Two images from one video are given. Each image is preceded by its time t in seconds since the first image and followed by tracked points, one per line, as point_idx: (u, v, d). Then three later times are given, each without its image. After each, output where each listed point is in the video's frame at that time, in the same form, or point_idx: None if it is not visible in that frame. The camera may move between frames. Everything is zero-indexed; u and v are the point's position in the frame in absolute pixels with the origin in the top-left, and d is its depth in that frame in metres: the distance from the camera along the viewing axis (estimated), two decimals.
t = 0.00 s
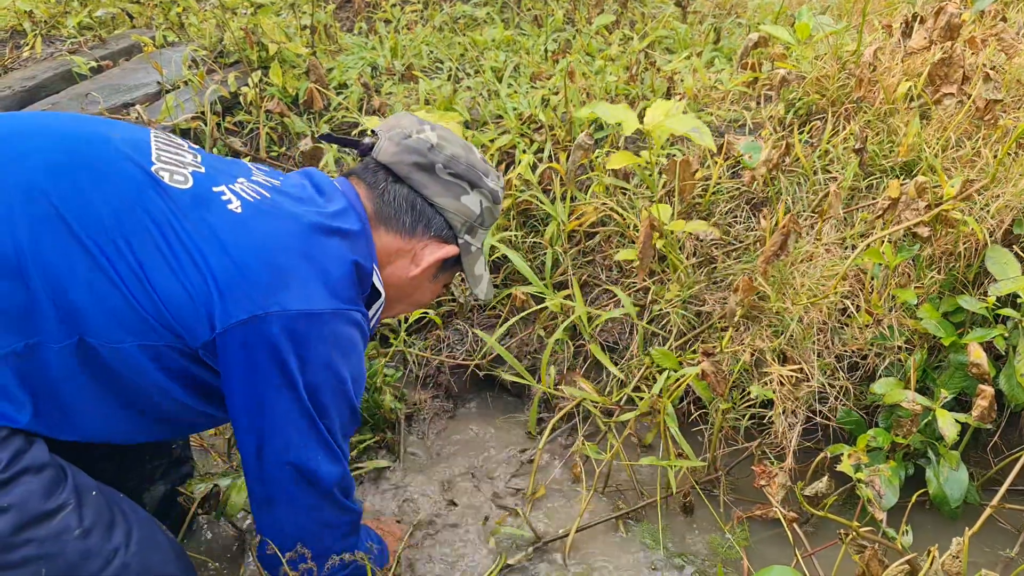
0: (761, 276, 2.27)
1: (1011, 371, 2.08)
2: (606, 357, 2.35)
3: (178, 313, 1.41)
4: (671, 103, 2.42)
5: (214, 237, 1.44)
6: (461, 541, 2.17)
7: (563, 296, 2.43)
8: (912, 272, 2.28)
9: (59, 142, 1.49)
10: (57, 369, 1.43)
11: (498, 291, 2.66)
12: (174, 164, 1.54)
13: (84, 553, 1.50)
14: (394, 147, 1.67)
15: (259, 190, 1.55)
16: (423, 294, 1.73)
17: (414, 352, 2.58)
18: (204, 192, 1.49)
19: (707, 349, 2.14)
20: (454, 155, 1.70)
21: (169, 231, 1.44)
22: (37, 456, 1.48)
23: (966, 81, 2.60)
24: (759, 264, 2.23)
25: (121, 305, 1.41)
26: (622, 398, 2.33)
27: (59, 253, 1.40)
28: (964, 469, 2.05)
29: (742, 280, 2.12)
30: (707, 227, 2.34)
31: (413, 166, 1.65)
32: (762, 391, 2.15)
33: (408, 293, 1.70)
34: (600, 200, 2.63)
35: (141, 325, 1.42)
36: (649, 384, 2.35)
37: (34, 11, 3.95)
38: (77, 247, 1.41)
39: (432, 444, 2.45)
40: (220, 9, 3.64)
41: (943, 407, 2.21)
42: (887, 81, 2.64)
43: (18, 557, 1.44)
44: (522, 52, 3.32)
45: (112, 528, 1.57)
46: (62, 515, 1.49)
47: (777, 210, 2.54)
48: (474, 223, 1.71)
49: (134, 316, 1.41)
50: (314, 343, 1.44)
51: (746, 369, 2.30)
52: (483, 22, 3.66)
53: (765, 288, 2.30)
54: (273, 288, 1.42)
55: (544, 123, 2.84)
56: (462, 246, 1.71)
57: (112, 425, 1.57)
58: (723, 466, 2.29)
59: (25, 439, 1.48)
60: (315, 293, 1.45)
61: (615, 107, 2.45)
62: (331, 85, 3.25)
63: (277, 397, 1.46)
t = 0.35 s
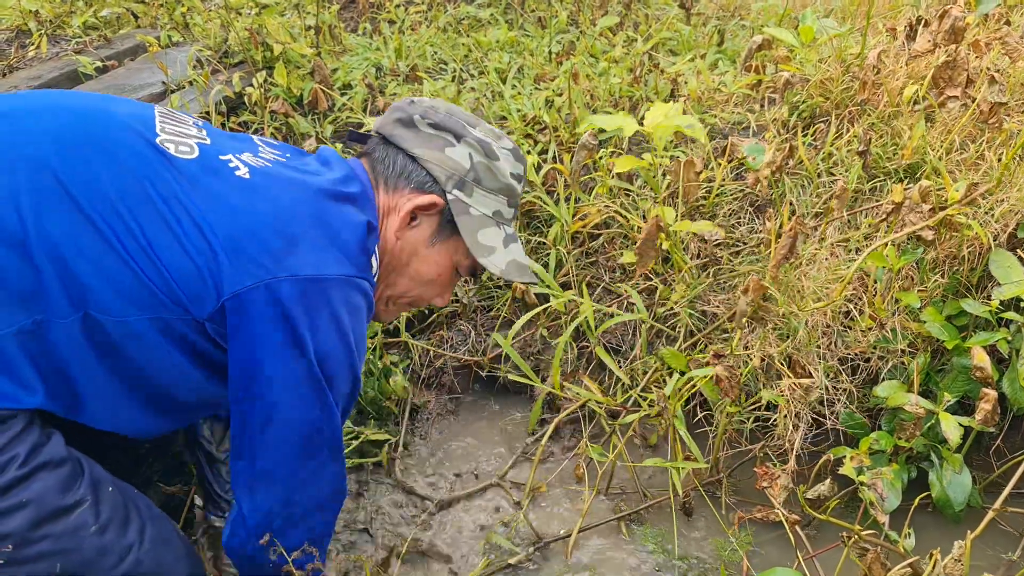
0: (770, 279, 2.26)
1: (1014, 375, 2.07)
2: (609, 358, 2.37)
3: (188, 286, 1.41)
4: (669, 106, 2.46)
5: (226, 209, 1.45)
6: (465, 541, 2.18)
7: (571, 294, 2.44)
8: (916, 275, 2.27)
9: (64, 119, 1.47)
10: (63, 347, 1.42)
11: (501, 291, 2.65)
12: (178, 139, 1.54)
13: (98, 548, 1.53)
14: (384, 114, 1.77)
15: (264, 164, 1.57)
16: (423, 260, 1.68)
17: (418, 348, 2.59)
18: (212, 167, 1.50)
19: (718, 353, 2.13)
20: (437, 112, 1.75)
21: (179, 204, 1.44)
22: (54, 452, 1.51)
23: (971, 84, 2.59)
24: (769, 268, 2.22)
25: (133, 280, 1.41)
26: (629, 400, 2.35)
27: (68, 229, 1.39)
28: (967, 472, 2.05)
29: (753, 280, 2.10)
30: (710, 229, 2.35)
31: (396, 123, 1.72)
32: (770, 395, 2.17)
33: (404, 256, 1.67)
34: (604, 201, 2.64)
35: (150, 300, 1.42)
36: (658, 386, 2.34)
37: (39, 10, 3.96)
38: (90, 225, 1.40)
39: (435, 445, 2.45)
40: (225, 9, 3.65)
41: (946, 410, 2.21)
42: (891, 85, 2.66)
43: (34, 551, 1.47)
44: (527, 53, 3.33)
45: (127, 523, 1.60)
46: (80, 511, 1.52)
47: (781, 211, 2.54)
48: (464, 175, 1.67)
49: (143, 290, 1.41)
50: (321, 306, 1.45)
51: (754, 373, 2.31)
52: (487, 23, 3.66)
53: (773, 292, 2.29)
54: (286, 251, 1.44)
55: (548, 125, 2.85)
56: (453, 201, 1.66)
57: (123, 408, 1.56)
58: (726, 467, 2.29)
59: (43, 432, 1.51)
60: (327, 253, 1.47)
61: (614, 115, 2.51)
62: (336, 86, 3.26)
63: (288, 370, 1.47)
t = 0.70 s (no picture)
0: (771, 278, 2.25)
1: (1015, 376, 2.08)
2: (610, 357, 2.38)
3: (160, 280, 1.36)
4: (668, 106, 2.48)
5: (200, 204, 1.37)
6: (466, 540, 2.19)
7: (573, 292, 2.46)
8: (916, 276, 2.28)
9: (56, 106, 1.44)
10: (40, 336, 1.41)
11: (503, 291, 2.66)
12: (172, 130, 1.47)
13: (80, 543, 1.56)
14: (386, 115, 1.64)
15: (259, 157, 1.48)
16: (434, 270, 1.60)
17: (420, 348, 2.59)
18: (199, 158, 1.43)
19: (718, 353, 2.14)
20: (443, 110, 1.61)
21: (157, 198, 1.38)
22: (43, 446, 1.49)
23: (972, 86, 2.60)
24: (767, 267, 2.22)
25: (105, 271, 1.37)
26: (630, 400, 2.36)
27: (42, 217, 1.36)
28: (967, 473, 2.06)
29: (752, 280, 2.09)
30: (713, 229, 2.37)
31: (399, 125, 1.59)
32: (771, 395, 2.19)
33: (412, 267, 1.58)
34: (606, 202, 2.65)
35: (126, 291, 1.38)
36: (660, 386, 2.35)
37: (43, 10, 3.98)
38: (65, 214, 1.36)
39: (437, 444, 2.46)
40: (229, 9, 3.67)
41: (946, 411, 2.21)
42: (892, 86, 2.66)
43: (16, 543, 1.48)
44: (529, 54, 3.34)
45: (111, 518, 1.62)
46: (64, 506, 1.53)
47: (782, 212, 2.55)
48: (474, 180, 1.56)
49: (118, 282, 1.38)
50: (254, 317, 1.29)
51: (755, 373, 2.31)
52: (489, 24, 3.67)
53: (774, 292, 2.27)
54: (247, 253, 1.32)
55: (550, 125, 2.86)
56: (464, 210, 1.56)
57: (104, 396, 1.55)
58: (727, 467, 2.30)
59: (32, 425, 1.49)
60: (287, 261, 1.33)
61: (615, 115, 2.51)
62: (339, 86, 3.27)
63: (215, 404, 1.26)
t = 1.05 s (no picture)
0: (772, 279, 2.26)
1: (1015, 377, 2.08)
2: (611, 357, 2.39)
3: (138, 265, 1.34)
4: (667, 105, 2.49)
5: (172, 183, 1.34)
6: (466, 540, 2.19)
7: (574, 292, 2.47)
8: (917, 276, 2.29)
9: (36, 96, 1.44)
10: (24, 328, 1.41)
11: (505, 291, 2.67)
12: (145, 111, 1.45)
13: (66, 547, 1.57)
14: (392, 102, 1.48)
15: (236, 132, 1.44)
16: (452, 256, 1.58)
17: (421, 348, 2.59)
18: (171, 137, 1.40)
19: (719, 353, 2.14)
20: (458, 101, 1.47)
21: (130, 180, 1.35)
22: (28, 450, 1.53)
23: (974, 86, 2.59)
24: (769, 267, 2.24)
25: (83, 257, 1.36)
26: (631, 399, 2.36)
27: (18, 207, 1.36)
28: (968, 473, 2.06)
29: (754, 280, 2.10)
30: (714, 229, 2.37)
31: (414, 123, 1.46)
32: (772, 395, 2.19)
33: (431, 257, 1.55)
34: (607, 202, 2.65)
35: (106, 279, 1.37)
36: (661, 386, 2.35)
37: (45, 9, 3.99)
38: (35, 202, 1.35)
39: (438, 443, 2.47)
40: (230, 9, 3.67)
41: (947, 411, 2.21)
42: (893, 86, 2.65)
43: None
44: (530, 53, 3.34)
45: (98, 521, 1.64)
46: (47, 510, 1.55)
47: (783, 212, 2.55)
48: (499, 175, 1.51)
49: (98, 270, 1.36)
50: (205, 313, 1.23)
51: (756, 373, 2.31)
52: (491, 23, 3.67)
53: (775, 292, 2.28)
54: (211, 234, 1.27)
55: (551, 125, 2.87)
56: (488, 204, 1.53)
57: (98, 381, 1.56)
58: (728, 467, 2.30)
59: (21, 426, 1.53)
60: (247, 245, 1.26)
61: (614, 118, 2.53)
62: (340, 85, 3.27)
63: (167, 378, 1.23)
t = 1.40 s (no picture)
0: (775, 279, 2.27)
1: (1020, 377, 2.07)
2: (615, 357, 2.39)
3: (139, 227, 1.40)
4: (672, 105, 2.50)
5: (167, 144, 1.42)
6: (470, 539, 2.19)
7: (578, 292, 2.46)
8: (921, 276, 2.28)
9: (30, 82, 1.50)
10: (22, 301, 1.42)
11: (508, 291, 2.67)
12: (134, 87, 1.54)
13: (73, 531, 1.61)
14: (393, 88, 1.54)
15: (227, 106, 1.54)
16: (454, 240, 1.63)
17: (425, 347, 2.59)
18: (164, 107, 1.49)
19: (723, 353, 2.14)
20: (456, 86, 1.54)
21: (126, 144, 1.43)
22: (37, 435, 1.57)
23: (978, 86, 2.59)
24: (773, 267, 2.24)
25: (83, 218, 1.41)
26: (634, 399, 2.36)
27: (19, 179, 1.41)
28: (973, 474, 2.05)
29: (757, 280, 2.10)
30: (718, 229, 2.38)
31: (414, 107, 1.52)
32: (776, 394, 2.19)
33: (433, 240, 1.61)
34: (611, 202, 2.65)
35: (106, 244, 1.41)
36: (664, 386, 2.35)
37: (50, 8, 4.01)
38: (36, 169, 1.42)
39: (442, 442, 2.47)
40: (234, 9, 3.68)
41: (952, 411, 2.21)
42: (898, 86, 2.65)
43: (15, 527, 1.55)
44: (534, 53, 3.34)
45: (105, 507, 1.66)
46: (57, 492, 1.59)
47: (787, 212, 2.54)
48: (497, 159, 1.57)
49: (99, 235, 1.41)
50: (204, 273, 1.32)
51: (759, 373, 2.31)
52: (494, 23, 3.67)
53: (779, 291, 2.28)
54: (202, 187, 1.35)
55: (555, 124, 2.87)
56: (486, 187, 1.58)
57: (87, 370, 1.56)
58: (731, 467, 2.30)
59: (27, 414, 1.56)
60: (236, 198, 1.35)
61: (621, 115, 2.52)
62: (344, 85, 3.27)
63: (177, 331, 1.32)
